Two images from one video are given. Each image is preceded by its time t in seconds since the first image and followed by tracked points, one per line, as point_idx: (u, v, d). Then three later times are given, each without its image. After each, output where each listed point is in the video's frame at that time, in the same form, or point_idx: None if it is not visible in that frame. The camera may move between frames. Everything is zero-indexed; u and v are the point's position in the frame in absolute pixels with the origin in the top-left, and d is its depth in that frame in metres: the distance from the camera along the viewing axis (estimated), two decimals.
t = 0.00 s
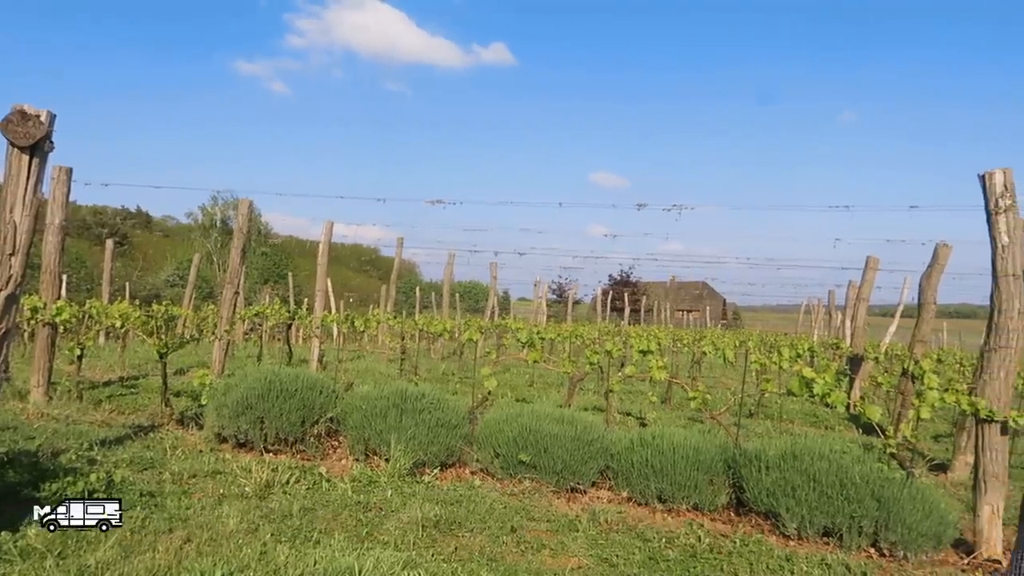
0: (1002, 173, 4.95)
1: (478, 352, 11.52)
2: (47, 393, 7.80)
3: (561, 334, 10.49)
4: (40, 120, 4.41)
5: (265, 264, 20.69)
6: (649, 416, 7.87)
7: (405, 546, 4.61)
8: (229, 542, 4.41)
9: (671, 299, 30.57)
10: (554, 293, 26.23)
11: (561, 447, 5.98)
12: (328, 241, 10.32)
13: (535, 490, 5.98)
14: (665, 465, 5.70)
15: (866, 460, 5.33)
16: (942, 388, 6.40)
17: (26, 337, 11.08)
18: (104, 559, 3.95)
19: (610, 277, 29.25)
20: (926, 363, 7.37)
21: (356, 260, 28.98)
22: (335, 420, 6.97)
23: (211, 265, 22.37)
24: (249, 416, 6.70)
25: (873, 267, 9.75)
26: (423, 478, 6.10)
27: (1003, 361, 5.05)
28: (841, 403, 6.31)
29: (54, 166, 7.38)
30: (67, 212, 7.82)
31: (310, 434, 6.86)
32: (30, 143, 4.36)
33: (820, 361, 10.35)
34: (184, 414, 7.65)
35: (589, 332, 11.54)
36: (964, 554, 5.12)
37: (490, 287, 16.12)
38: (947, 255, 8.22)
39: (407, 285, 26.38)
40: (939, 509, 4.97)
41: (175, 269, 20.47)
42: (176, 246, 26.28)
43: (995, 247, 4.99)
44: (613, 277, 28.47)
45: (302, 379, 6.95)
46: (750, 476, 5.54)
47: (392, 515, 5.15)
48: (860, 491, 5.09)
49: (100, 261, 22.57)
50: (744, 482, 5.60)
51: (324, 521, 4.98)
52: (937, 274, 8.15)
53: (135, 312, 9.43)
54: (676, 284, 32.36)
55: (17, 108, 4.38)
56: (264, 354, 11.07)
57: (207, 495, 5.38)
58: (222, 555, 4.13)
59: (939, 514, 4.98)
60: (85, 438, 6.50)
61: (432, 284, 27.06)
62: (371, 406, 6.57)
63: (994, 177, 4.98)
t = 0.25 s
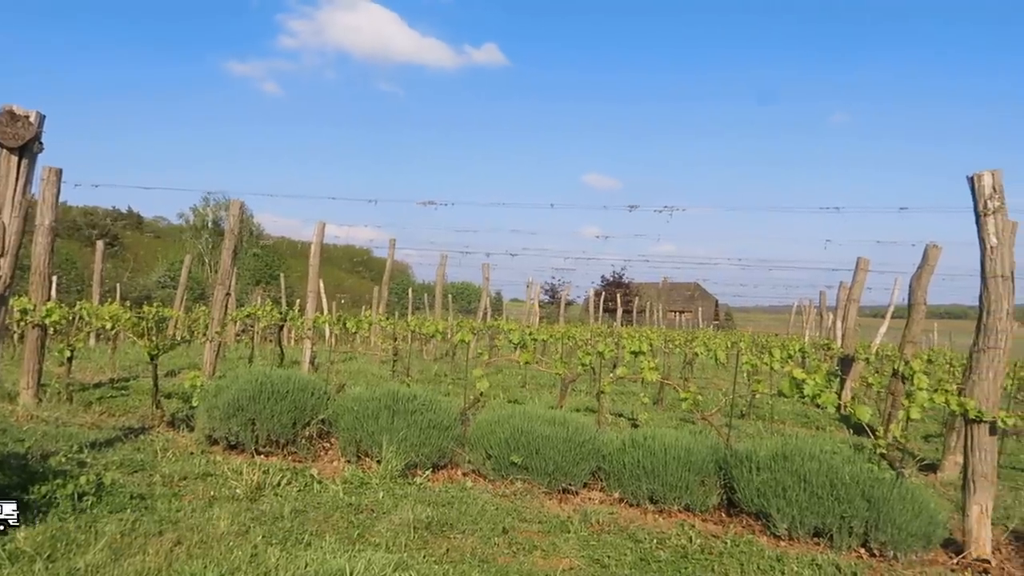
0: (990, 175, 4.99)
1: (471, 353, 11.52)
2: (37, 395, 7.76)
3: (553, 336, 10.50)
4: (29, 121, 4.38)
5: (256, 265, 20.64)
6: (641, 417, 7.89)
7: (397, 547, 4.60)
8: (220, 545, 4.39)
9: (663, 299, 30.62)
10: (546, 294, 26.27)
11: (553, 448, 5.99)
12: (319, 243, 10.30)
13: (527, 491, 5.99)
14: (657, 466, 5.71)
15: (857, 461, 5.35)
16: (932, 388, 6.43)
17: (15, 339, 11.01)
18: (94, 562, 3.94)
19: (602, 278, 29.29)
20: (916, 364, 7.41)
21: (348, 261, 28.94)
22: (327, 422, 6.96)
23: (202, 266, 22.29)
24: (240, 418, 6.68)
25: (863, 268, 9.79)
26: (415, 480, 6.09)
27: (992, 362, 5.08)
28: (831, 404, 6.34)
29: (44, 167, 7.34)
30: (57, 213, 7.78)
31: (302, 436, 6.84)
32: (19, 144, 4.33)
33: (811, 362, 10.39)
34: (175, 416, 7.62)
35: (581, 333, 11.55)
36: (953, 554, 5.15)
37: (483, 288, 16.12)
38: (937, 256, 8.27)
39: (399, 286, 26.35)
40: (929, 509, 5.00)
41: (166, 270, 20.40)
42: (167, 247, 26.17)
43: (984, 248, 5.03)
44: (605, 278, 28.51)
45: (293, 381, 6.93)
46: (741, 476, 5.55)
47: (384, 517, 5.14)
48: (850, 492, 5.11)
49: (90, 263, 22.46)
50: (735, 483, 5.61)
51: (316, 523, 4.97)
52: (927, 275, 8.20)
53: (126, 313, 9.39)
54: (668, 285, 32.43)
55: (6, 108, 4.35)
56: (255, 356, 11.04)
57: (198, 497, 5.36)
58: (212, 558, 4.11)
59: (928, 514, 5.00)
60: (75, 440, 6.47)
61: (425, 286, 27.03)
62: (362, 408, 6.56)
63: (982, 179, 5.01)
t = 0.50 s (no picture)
0: (983, 179, 4.98)
1: (465, 357, 11.51)
2: (30, 399, 7.73)
3: (548, 339, 10.50)
4: (21, 124, 4.37)
5: (251, 269, 20.61)
6: (635, 421, 7.90)
7: (390, 552, 4.59)
8: (212, 550, 4.38)
9: (658, 303, 30.65)
10: (541, 298, 26.28)
11: (547, 452, 5.99)
12: (314, 247, 10.29)
13: (521, 495, 5.98)
14: (651, 470, 5.71)
15: (850, 464, 5.36)
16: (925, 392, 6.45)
17: (8, 343, 10.96)
18: (86, 567, 3.92)
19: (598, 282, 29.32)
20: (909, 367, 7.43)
21: (343, 265, 28.91)
22: (320, 426, 6.95)
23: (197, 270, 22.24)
24: (234, 422, 6.66)
25: (857, 272, 9.82)
26: (409, 484, 6.08)
27: (983, 366, 5.24)
28: (825, 408, 6.36)
29: (37, 170, 7.32)
30: (50, 216, 7.76)
31: (296, 440, 6.82)
32: (11, 147, 4.32)
33: (805, 366, 10.41)
34: (169, 420, 7.59)
35: (576, 337, 11.56)
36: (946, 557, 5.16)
37: (478, 292, 16.12)
38: (931, 260, 8.30)
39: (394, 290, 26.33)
40: (922, 512, 5.01)
41: (160, 274, 20.35)
42: (162, 251, 26.11)
43: (976, 252, 5.04)
44: (600, 282, 28.54)
45: (287, 385, 6.92)
46: (735, 480, 5.56)
47: (377, 521, 5.13)
48: (843, 495, 5.12)
49: (83, 266, 22.40)
50: (729, 486, 5.62)
51: (310, 528, 4.96)
52: (920, 279, 8.22)
53: (119, 317, 9.36)
54: (663, 289, 32.46)
55: None
56: (249, 360, 11.02)
57: (191, 501, 5.34)
58: (205, 563, 4.10)
59: (921, 517, 5.01)
60: (68, 444, 6.44)
61: (420, 289, 27.02)
62: (356, 412, 6.55)
63: (975, 183, 5.01)
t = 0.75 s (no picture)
0: (979, 182, 5.02)
1: (463, 358, 11.50)
2: (26, 400, 7.71)
3: (545, 341, 10.50)
4: (19, 125, 4.36)
5: (249, 270, 20.60)
6: (633, 422, 7.90)
7: (387, 553, 4.59)
8: (209, 551, 4.37)
9: (656, 306, 30.65)
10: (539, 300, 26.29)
11: (544, 454, 5.99)
12: (312, 248, 10.29)
13: (518, 497, 5.98)
14: (648, 472, 5.71)
15: (847, 466, 5.36)
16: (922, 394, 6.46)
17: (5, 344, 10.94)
18: (82, 569, 3.91)
19: (595, 284, 29.33)
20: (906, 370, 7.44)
21: (340, 266, 28.89)
22: (317, 427, 6.94)
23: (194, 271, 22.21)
24: (231, 423, 6.65)
25: (855, 274, 9.83)
26: (406, 486, 6.08)
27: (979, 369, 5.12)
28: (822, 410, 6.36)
29: (35, 171, 7.32)
30: (48, 217, 7.76)
31: (293, 441, 6.81)
32: (9, 147, 4.31)
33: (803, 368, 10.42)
34: (165, 421, 7.58)
35: (574, 339, 11.56)
36: (943, 559, 5.16)
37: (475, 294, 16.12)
38: (927, 263, 8.31)
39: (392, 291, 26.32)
40: (919, 515, 5.02)
41: (158, 275, 20.33)
42: (160, 252, 26.08)
43: (973, 255, 5.06)
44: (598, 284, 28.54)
45: (284, 386, 6.91)
46: (732, 482, 5.56)
47: (374, 523, 5.13)
48: (841, 497, 5.12)
49: (81, 267, 22.36)
50: (726, 488, 5.61)
51: (307, 529, 4.95)
52: (917, 281, 8.23)
53: (116, 318, 9.34)
54: (661, 291, 32.48)
55: None
56: (247, 361, 11.00)
57: (187, 503, 5.33)
58: (202, 564, 4.09)
59: (918, 519, 5.02)
60: (64, 445, 6.42)
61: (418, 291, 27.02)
62: (354, 413, 6.55)
63: (971, 187, 5.05)
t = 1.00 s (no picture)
0: (978, 183, 5.02)
1: (461, 359, 11.50)
2: (24, 400, 7.70)
3: (544, 342, 10.50)
4: (17, 125, 4.35)
5: (247, 271, 20.60)
6: (631, 423, 7.90)
7: (385, 554, 4.58)
8: (207, 552, 4.36)
9: (654, 306, 30.67)
10: (538, 300, 26.30)
11: (543, 455, 5.98)
12: (310, 249, 10.29)
13: (516, 498, 5.97)
14: (646, 473, 5.71)
15: (845, 467, 5.36)
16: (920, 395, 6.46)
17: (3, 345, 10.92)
18: (79, 569, 3.90)
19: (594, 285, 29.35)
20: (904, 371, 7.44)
21: (339, 267, 28.88)
22: (316, 428, 6.93)
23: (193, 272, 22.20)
24: (229, 423, 6.64)
25: (853, 275, 9.84)
26: (404, 486, 6.07)
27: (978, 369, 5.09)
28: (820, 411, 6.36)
29: (33, 171, 7.31)
30: (46, 217, 7.76)
31: (291, 442, 6.81)
32: (7, 147, 4.30)
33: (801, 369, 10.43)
34: (163, 421, 7.57)
35: (572, 339, 11.55)
36: (941, 560, 5.16)
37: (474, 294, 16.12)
38: (925, 264, 8.32)
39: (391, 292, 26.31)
40: (917, 516, 5.02)
41: (156, 276, 20.32)
42: (158, 253, 26.06)
43: (971, 256, 5.06)
44: (597, 284, 28.55)
45: (282, 386, 6.90)
46: (731, 483, 5.55)
47: (372, 524, 5.12)
48: (839, 498, 5.12)
49: (79, 267, 22.35)
50: (725, 489, 5.61)
51: (304, 530, 4.94)
52: (916, 282, 8.24)
53: (114, 318, 9.33)
54: (659, 292, 32.51)
55: None
56: (245, 361, 11.00)
57: (185, 503, 5.32)
58: (199, 565, 4.08)
59: (916, 520, 5.01)
60: (62, 446, 6.41)
61: (416, 292, 27.02)
62: (352, 414, 6.54)
63: (969, 188, 5.05)
